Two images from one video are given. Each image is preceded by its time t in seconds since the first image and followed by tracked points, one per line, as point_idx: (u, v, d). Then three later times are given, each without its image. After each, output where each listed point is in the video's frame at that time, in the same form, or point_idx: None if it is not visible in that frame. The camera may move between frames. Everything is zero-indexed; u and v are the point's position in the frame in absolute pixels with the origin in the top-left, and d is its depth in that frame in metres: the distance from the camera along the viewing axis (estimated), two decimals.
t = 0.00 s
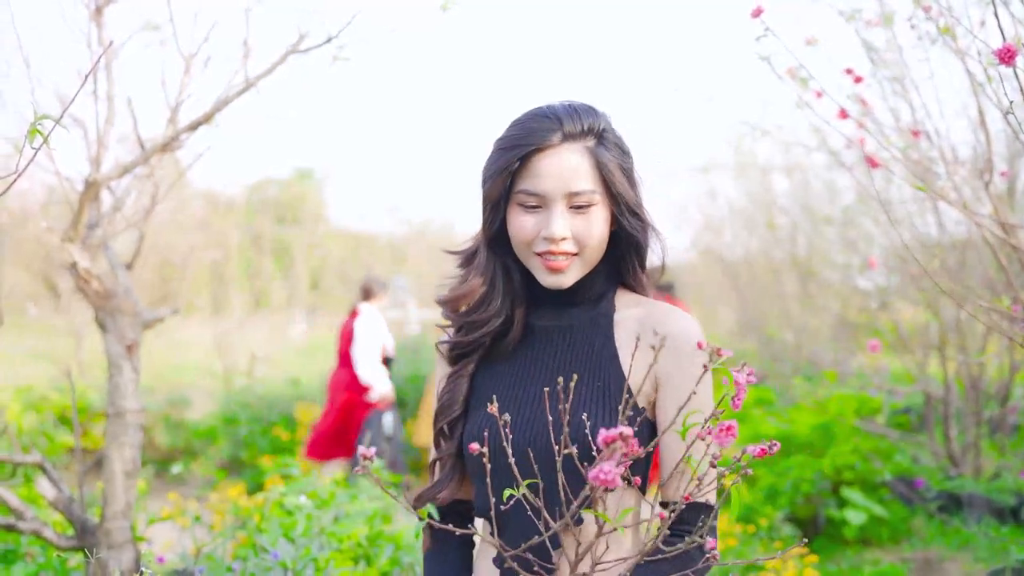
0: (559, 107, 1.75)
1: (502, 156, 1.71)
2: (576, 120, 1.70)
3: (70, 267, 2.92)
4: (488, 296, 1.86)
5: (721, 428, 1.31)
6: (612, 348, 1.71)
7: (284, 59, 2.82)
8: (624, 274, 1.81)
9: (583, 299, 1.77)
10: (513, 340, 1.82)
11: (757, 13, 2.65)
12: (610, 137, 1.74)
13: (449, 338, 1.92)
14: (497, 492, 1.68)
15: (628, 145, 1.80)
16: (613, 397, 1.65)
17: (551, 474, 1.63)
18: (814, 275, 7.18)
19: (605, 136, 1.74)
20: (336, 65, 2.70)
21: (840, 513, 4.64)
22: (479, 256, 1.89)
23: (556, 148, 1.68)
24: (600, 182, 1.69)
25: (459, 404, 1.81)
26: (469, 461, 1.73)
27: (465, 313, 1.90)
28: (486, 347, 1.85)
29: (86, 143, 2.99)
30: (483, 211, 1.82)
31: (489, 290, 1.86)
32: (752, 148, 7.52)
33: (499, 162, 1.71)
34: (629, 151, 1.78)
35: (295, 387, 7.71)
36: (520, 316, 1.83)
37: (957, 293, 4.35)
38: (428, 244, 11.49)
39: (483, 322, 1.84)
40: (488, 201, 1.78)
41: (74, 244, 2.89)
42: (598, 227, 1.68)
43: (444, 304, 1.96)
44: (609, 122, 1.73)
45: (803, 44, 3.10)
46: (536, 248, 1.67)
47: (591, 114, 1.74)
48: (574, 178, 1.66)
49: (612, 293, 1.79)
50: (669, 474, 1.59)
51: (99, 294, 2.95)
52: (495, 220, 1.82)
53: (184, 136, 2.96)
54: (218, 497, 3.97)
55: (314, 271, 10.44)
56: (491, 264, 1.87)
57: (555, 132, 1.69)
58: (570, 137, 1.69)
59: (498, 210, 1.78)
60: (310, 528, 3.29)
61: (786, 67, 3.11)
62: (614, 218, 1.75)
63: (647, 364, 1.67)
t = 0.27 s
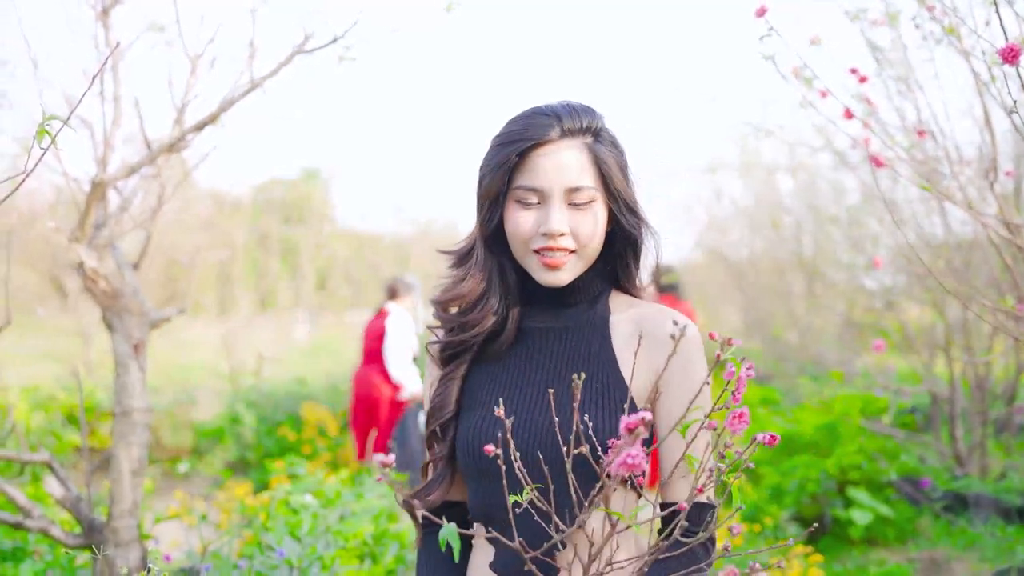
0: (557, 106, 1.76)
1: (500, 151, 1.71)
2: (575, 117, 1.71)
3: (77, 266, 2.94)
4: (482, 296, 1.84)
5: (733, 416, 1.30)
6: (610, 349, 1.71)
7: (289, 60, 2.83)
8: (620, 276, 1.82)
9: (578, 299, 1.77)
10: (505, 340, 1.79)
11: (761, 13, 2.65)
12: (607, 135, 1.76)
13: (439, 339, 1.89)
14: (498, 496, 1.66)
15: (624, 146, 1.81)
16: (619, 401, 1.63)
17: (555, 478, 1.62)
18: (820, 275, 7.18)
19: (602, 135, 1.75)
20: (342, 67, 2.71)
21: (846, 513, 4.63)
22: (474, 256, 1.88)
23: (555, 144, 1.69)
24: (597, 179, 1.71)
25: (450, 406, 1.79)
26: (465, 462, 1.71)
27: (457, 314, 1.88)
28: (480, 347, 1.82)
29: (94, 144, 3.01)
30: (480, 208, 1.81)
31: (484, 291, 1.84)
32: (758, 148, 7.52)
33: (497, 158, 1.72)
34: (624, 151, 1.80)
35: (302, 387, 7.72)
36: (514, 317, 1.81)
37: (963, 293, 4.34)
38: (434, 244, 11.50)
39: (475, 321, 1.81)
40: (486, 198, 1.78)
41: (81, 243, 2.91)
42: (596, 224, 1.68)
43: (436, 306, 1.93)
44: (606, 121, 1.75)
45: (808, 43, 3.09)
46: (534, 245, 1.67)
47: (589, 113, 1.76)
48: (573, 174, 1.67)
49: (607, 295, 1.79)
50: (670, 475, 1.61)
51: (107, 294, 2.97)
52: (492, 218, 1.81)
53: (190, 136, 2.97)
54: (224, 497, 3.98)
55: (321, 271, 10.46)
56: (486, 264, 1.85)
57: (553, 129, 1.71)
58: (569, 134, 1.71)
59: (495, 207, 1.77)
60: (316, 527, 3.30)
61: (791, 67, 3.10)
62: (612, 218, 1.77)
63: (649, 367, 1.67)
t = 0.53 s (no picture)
0: (553, 106, 1.78)
1: (498, 148, 1.72)
2: (572, 115, 1.73)
3: (87, 267, 2.95)
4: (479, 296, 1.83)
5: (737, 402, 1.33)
6: (611, 351, 1.71)
7: (297, 61, 2.85)
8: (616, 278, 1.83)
9: (576, 301, 1.77)
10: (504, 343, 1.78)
11: (767, 14, 2.65)
12: (602, 134, 1.77)
13: (435, 342, 1.87)
14: (502, 501, 1.65)
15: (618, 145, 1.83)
16: (623, 404, 1.64)
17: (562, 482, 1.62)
18: (828, 275, 7.16)
19: (598, 133, 1.77)
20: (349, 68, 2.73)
21: (854, 513, 4.62)
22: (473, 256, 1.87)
23: (553, 139, 1.70)
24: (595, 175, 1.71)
25: (448, 411, 1.77)
26: (464, 466, 1.70)
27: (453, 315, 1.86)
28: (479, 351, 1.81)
29: (103, 145, 3.03)
30: (478, 208, 1.80)
31: (481, 292, 1.83)
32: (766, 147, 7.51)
33: (496, 155, 1.72)
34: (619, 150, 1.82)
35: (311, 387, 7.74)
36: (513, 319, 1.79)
37: (971, 293, 4.33)
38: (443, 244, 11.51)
39: (473, 321, 1.80)
40: (484, 196, 1.77)
41: (91, 243, 2.93)
42: (595, 220, 1.68)
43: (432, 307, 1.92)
44: (601, 119, 1.76)
45: (816, 43, 3.09)
46: (534, 242, 1.66)
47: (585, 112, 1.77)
48: (571, 170, 1.68)
49: (604, 296, 1.79)
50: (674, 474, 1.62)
51: (116, 294, 2.99)
52: (489, 219, 1.80)
53: (199, 136, 2.99)
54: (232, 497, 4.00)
55: (330, 271, 10.48)
56: (483, 265, 1.84)
57: (551, 127, 1.72)
58: (567, 130, 1.72)
59: (493, 206, 1.77)
60: (323, 526, 3.31)
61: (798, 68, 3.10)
62: (610, 214, 1.78)
63: (651, 370, 1.68)
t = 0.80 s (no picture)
0: (548, 105, 1.78)
1: (497, 149, 1.72)
2: (569, 114, 1.74)
3: (98, 267, 2.97)
4: (475, 300, 1.81)
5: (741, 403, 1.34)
6: (615, 351, 1.73)
7: (306, 62, 2.87)
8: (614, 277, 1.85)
9: (578, 302, 1.78)
10: (505, 345, 1.77)
11: (774, 15, 2.66)
12: (597, 131, 1.78)
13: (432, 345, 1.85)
14: (508, 502, 1.65)
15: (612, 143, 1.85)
16: (631, 406, 1.66)
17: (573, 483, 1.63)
18: (837, 274, 7.16)
19: (594, 131, 1.78)
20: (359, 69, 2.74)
21: (863, 513, 4.62)
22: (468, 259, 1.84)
23: (550, 139, 1.71)
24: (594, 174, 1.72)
25: (450, 414, 1.76)
26: (469, 467, 1.69)
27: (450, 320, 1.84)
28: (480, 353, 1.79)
29: (114, 146, 3.05)
30: (477, 209, 1.79)
31: (479, 294, 1.81)
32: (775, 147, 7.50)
33: (494, 156, 1.72)
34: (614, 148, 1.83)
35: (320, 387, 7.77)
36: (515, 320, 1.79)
37: (980, 293, 4.31)
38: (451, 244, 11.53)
39: (471, 324, 1.78)
40: (483, 197, 1.76)
41: (102, 244, 2.95)
42: (595, 218, 1.70)
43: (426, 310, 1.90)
44: (596, 117, 1.78)
45: (824, 44, 3.09)
46: (536, 241, 1.67)
47: (580, 110, 1.78)
48: (571, 167, 1.68)
49: (604, 297, 1.81)
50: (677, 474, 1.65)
51: (127, 294, 3.01)
52: (489, 221, 1.79)
53: (209, 137, 3.00)
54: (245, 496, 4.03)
55: (339, 271, 10.52)
56: (480, 266, 1.82)
57: (548, 126, 1.73)
58: (564, 130, 1.73)
59: (493, 206, 1.76)
60: (334, 525, 3.34)
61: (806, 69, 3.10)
62: (608, 211, 1.79)
63: (653, 369, 1.71)
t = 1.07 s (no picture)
0: (542, 110, 1.79)
1: (496, 154, 1.72)
2: (564, 117, 1.76)
3: (109, 268, 2.99)
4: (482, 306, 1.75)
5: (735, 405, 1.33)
6: (619, 356, 1.74)
7: (315, 64, 2.88)
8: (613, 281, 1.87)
9: (580, 306, 1.78)
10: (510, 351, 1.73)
11: (782, 15, 2.66)
12: (591, 134, 1.80)
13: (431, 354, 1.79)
14: (518, 508, 1.65)
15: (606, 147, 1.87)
16: (639, 410, 1.67)
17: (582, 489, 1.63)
18: (847, 275, 7.14)
19: (588, 135, 1.80)
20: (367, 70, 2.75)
21: (872, 514, 4.61)
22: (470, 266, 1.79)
23: (549, 142, 1.72)
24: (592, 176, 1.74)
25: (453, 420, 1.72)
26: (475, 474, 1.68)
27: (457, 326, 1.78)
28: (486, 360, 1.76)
29: (125, 147, 3.07)
30: (478, 215, 1.76)
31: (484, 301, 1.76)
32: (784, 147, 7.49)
33: (494, 161, 1.72)
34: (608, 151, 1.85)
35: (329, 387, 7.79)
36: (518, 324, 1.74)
37: (990, 293, 4.29)
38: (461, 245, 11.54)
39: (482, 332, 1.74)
40: (484, 203, 1.74)
41: (112, 245, 2.97)
42: (596, 219, 1.71)
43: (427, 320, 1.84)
44: (589, 120, 1.80)
45: (832, 45, 3.08)
46: (540, 245, 1.67)
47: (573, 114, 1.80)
48: (571, 170, 1.70)
49: (604, 302, 1.82)
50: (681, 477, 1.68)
51: (137, 295, 3.03)
52: (489, 227, 1.76)
53: (218, 139, 3.02)
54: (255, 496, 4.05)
55: (348, 271, 10.54)
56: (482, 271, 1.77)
57: (545, 129, 1.73)
58: (560, 134, 1.74)
59: (494, 212, 1.73)
60: (343, 524, 3.35)
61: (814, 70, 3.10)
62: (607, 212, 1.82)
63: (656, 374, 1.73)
